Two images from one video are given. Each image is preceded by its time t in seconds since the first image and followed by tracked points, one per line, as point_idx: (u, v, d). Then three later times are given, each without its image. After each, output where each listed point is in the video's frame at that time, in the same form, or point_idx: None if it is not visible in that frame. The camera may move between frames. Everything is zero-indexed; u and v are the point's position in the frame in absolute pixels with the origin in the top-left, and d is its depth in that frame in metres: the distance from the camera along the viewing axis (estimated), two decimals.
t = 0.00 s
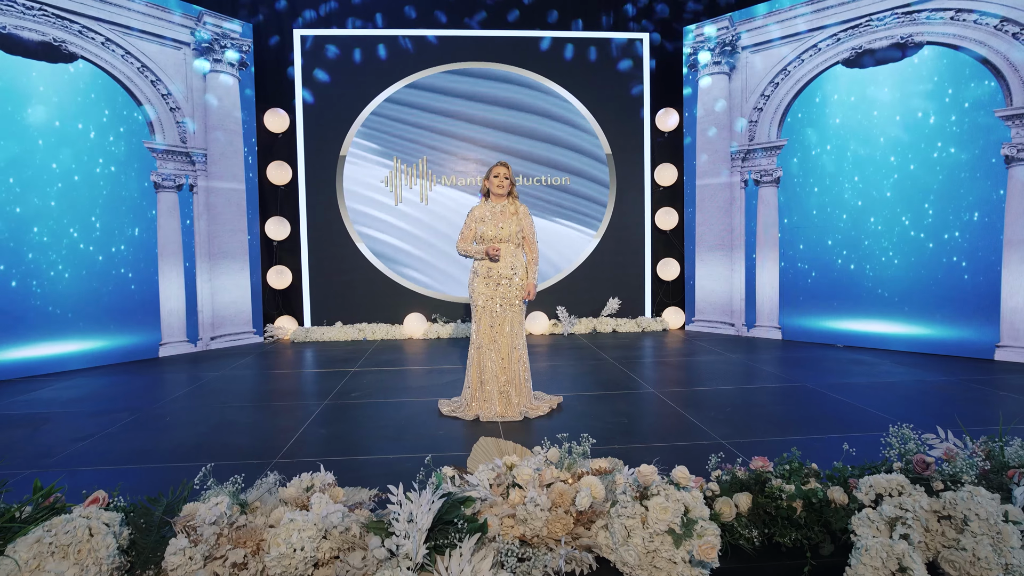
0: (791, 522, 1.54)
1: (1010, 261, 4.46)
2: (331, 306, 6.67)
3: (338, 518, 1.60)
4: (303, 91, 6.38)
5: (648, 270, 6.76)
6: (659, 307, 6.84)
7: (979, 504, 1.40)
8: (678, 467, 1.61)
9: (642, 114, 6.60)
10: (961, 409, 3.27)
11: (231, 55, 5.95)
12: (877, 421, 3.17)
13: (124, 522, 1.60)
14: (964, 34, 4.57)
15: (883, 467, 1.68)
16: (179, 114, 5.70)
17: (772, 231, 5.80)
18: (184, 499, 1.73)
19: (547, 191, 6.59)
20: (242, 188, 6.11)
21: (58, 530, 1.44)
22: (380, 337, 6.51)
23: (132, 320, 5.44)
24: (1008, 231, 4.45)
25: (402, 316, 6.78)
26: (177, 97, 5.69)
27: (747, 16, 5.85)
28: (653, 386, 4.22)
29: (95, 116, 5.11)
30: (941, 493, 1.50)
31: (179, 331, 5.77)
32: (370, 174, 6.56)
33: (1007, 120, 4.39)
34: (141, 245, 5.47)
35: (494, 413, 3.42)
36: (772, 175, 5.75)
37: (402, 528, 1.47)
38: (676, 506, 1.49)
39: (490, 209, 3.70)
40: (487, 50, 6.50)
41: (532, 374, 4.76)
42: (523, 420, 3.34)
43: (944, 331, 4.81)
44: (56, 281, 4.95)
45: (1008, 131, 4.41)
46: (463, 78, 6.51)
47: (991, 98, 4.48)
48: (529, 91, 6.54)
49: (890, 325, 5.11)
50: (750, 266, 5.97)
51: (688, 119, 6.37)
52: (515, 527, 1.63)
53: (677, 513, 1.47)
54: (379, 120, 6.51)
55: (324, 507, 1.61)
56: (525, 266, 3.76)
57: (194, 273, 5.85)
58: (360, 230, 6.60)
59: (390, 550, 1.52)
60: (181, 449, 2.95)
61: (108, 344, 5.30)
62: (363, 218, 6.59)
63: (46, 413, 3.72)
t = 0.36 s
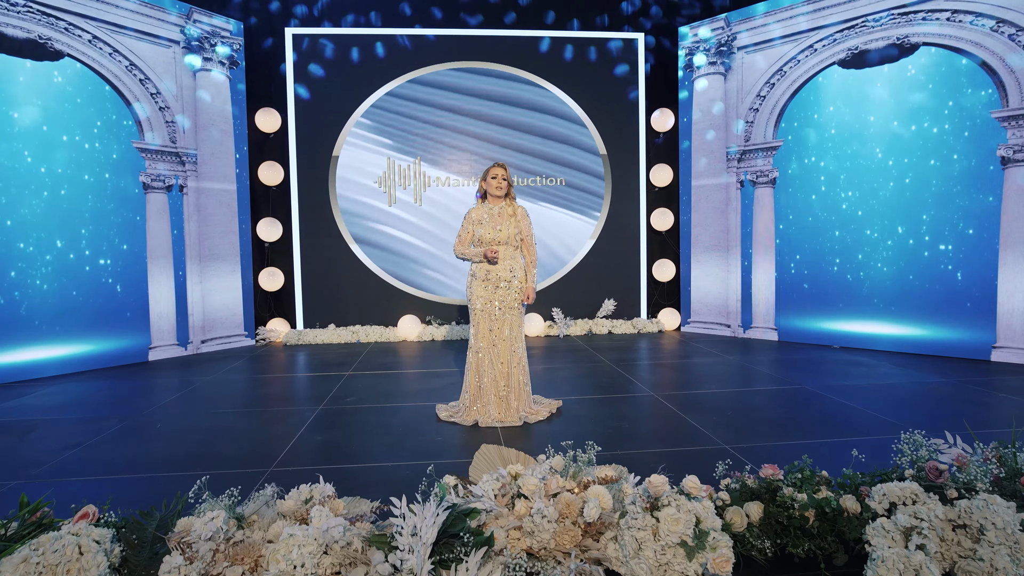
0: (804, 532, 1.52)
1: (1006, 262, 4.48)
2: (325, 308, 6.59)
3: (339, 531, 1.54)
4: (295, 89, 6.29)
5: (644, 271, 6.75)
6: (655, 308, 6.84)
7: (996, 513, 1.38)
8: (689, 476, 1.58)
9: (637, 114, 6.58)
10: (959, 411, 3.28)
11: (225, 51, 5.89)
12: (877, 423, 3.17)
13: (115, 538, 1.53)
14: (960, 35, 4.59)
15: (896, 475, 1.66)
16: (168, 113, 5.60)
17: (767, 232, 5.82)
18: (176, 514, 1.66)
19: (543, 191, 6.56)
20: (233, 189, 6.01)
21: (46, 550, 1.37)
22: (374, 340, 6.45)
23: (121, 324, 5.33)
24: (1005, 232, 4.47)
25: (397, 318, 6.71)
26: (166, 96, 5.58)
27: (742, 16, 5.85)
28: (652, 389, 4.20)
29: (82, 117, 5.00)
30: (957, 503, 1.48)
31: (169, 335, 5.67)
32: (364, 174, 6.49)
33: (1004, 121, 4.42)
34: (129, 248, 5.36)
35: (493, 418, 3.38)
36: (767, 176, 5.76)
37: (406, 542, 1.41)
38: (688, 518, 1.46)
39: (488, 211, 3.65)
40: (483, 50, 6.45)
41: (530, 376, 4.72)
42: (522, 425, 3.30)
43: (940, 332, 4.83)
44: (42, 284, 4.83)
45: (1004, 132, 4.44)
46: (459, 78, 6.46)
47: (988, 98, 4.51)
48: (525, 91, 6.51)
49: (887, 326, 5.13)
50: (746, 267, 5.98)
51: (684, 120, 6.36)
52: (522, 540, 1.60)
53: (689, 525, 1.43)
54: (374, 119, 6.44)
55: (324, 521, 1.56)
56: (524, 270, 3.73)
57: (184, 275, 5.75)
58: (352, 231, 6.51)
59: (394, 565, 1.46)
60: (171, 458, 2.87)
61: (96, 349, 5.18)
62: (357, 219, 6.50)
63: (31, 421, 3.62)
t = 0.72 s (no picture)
0: (818, 543, 1.49)
1: (1002, 264, 4.51)
2: (318, 311, 6.51)
3: (341, 547, 1.49)
4: (288, 88, 6.21)
5: (639, 273, 6.74)
6: (650, 310, 6.83)
7: (1012, 522, 1.35)
8: (700, 486, 1.55)
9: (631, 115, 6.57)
10: (958, 413, 3.29)
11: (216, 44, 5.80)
12: (877, 425, 3.17)
13: (107, 555, 1.46)
14: (956, 35, 4.61)
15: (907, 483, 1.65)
16: (158, 113, 5.49)
17: (763, 233, 5.82)
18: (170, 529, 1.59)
19: (538, 192, 6.53)
20: (224, 190, 5.92)
21: (33, 570, 1.30)
22: (368, 342, 6.38)
23: (109, 328, 5.22)
24: (1001, 233, 4.50)
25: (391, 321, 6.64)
26: (155, 96, 5.47)
27: (738, 16, 5.85)
28: (650, 391, 4.18)
29: (70, 117, 4.89)
30: (973, 512, 1.45)
31: (159, 338, 5.56)
32: (358, 175, 6.41)
33: (999, 123, 4.45)
34: (118, 250, 5.25)
35: (492, 423, 3.34)
36: (763, 177, 5.78)
37: (410, 557, 1.36)
38: (700, 530, 1.42)
39: (487, 212, 3.61)
40: (480, 50, 6.41)
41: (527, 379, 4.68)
42: (522, 429, 3.26)
43: (936, 334, 4.86)
44: (28, 288, 4.72)
45: (1000, 134, 4.46)
46: (455, 77, 6.41)
47: (984, 100, 4.53)
48: (521, 91, 6.47)
49: (883, 327, 5.16)
50: (742, 268, 5.98)
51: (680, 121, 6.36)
52: (529, 553, 1.55)
53: (702, 538, 1.40)
54: (369, 120, 6.37)
55: (325, 535, 1.50)
56: (524, 272, 3.68)
57: (174, 277, 5.65)
58: (345, 232, 6.43)
59: None
60: (163, 467, 2.80)
61: (84, 353, 5.07)
62: (351, 220, 6.42)
63: (17, 429, 3.52)
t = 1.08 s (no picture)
0: (833, 555, 1.46)
1: (998, 265, 4.55)
2: (311, 313, 6.42)
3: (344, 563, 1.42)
4: (281, 88, 6.12)
5: (635, 274, 6.73)
6: (646, 311, 6.83)
7: None
8: (713, 497, 1.52)
9: (626, 116, 6.56)
10: (956, 415, 3.31)
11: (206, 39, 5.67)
12: (877, 427, 3.17)
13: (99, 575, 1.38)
14: (952, 38, 4.64)
15: (919, 492, 1.64)
16: (147, 112, 5.39)
17: (760, 235, 5.83)
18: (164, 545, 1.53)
19: (533, 193, 6.49)
20: (215, 191, 5.83)
21: None
22: (361, 345, 6.32)
23: (97, 332, 5.11)
24: (997, 235, 4.54)
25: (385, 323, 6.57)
26: (143, 95, 5.37)
27: (734, 17, 5.85)
28: (648, 394, 4.16)
29: (56, 117, 4.78)
30: (987, 521, 1.44)
31: (148, 342, 5.45)
32: (352, 175, 6.32)
33: (995, 124, 4.48)
34: (106, 252, 5.14)
35: (492, 428, 3.30)
36: (759, 178, 5.79)
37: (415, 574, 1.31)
38: (713, 542, 1.39)
39: (487, 215, 3.56)
40: (476, 49, 6.36)
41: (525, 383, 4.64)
42: (522, 435, 3.23)
43: (932, 335, 4.89)
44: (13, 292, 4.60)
45: (996, 135, 4.49)
46: (451, 77, 6.35)
47: (979, 101, 4.57)
48: (516, 92, 6.43)
49: (879, 329, 5.18)
50: (738, 269, 5.99)
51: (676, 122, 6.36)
52: (536, 566, 1.51)
53: (715, 550, 1.37)
54: (363, 120, 6.29)
55: (327, 551, 1.44)
56: (523, 276, 3.64)
57: (164, 280, 5.54)
58: (339, 234, 6.35)
59: None
60: (153, 477, 2.72)
61: (71, 358, 4.95)
62: (345, 222, 6.34)
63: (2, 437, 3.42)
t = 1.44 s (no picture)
0: (848, 566, 1.44)
1: (994, 267, 4.58)
2: (304, 316, 6.34)
3: None
4: (274, 88, 6.04)
5: (631, 275, 6.72)
6: (642, 313, 6.82)
7: None
8: (726, 507, 1.49)
9: (622, 117, 6.55)
10: (956, 417, 3.31)
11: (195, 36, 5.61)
12: (878, 430, 3.16)
13: None
14: (948, 40, 4.67)
15: (932, 501, 1.62)
16: (137, 112, 5.29)
17: (756, 236, 5.84)
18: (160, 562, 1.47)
19: (529, 195, 6.46)
20: (206, 192, 5.74)
21: None
22: (355, 348, 6.25)
23: (86, 335, 5.00)
24: (993, 236, 4.57)
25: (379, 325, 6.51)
26: (133, 95, 5.27)
27: (732, 18, 5.86)
28: (647, 397, 4.13)
29: (43, 117, 4.67)
30: (1004, 532, 1.42)
31: (138, 346, 5.35)
32: (346, 177, 6.25)
33: (990, 127, 4.52)
34: (95, 255, 5.03)
35: (492, 435, 3.25)
36: (755, 179, 5.80)
37: None
38: (726, 555, 1.36)
39: (487, 218, 3.52)
40: (473, 49, 6.32)
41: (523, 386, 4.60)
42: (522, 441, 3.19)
43: (929, 336, 4.92)
44: None
45: (992, 138, 4.53)
46: (446, 79, 6.31)
47: (975, 104, 4.60)
48: (512, 92, 6.39)
49: (875, 330, 5.21)
50: (734, 271, 5.99)
51: (672, 124, 6.36)
52: None
53: (728, 563, 1.34)
54: (359, 121, 6.22)
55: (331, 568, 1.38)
56: (523, 279, 3.61)
57: (154, 282, 5.44)
58: (333, 236, 6.27)
59: None
60: (144, 487, 2.65)
61: (58, 362, 4.83)
62: (340, 224, 6.27)
63: None
